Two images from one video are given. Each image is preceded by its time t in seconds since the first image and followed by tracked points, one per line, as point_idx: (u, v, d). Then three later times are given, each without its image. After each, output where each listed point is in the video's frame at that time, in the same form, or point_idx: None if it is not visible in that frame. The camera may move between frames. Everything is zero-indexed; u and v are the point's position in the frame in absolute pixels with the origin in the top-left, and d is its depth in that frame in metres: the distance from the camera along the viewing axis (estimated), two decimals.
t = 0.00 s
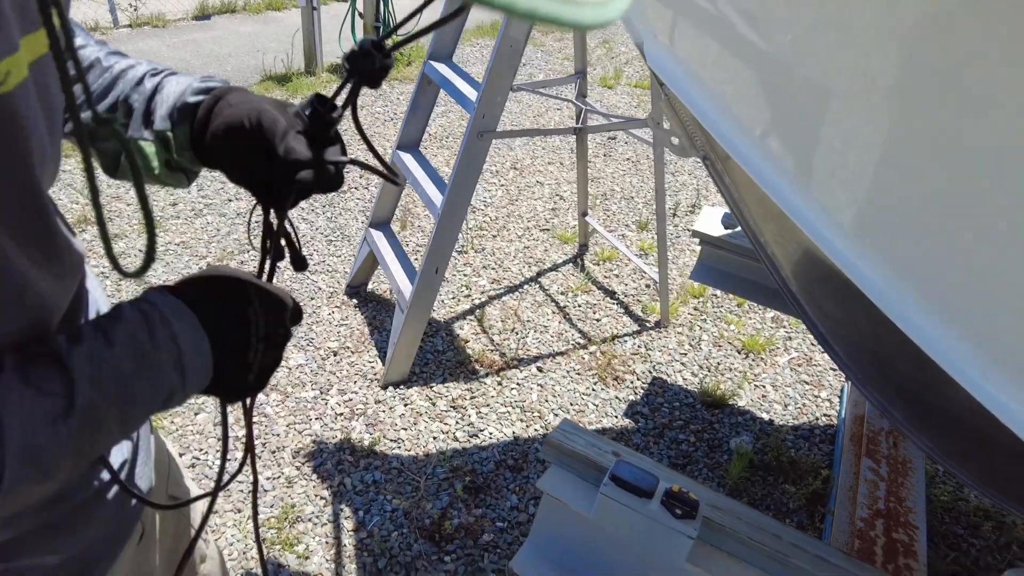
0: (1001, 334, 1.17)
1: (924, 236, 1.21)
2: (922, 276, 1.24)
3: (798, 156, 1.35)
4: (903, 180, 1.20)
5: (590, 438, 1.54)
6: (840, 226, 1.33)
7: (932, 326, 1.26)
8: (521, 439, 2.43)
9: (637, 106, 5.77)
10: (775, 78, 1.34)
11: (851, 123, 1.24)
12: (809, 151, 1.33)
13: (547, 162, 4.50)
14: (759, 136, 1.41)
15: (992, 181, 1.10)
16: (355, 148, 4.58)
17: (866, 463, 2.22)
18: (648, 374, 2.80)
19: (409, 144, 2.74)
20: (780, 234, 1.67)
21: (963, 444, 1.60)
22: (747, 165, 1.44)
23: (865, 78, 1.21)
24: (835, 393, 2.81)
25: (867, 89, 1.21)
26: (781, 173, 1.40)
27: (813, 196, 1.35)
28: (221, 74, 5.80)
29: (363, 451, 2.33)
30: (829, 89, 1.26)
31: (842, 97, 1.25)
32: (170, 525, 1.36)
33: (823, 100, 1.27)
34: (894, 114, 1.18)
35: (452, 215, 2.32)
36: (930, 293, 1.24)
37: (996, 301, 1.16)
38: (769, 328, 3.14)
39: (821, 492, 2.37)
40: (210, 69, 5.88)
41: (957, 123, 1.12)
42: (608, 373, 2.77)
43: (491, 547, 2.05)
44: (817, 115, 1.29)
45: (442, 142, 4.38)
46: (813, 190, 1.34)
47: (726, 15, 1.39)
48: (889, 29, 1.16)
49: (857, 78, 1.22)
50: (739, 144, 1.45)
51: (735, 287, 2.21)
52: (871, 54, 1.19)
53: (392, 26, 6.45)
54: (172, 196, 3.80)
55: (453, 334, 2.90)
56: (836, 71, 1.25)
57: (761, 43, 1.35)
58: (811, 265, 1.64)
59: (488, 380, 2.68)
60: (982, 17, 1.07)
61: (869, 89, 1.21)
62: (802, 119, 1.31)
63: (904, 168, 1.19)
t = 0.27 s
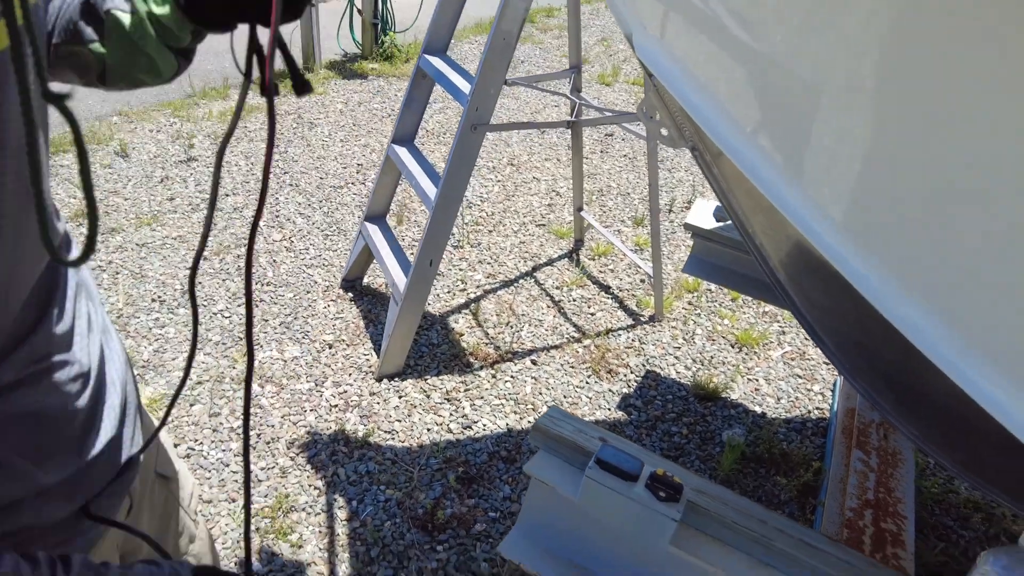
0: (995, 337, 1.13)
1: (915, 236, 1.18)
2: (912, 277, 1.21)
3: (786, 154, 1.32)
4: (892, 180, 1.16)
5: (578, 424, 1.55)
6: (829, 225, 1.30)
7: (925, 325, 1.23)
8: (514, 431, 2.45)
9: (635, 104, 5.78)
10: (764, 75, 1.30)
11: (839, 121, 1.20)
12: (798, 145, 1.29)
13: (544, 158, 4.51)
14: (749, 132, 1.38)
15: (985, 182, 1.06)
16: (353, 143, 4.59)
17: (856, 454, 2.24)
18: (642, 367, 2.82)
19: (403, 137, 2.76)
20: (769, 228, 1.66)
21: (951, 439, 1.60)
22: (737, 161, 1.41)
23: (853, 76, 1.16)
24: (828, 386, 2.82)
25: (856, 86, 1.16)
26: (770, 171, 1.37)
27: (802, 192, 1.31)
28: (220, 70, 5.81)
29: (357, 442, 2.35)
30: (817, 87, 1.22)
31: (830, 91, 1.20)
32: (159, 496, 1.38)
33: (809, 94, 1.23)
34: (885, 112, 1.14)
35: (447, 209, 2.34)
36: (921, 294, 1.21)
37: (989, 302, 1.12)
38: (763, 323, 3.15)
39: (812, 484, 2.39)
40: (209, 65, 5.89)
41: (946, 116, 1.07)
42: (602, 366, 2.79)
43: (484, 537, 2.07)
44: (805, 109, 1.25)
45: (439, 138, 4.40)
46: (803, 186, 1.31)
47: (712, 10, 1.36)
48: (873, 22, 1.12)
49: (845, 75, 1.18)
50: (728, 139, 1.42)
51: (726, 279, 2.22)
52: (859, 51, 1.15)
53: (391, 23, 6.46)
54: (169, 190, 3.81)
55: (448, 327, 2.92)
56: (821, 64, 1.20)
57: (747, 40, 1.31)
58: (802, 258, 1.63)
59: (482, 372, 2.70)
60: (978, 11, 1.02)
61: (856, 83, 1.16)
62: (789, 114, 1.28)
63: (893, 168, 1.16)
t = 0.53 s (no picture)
0: (980, 337, 1.14)
1: (903, 236, 1.18)
2: (900, 278, 1.21)
3: (777, 153, 1.32)
4: (883, 179, 1.17)
5: (569, 419, 1.57)
6: (818, 224, 1.30)
7: (912, 326, 1.24)
8: (510, 428, 2.47)
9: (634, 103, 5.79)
10: (756, 75, 1.31)
11: (832, 124, 1.21)
12: (790, 148, 1.29)
13: (543, 158, 4.53)
14: (742, 134, 1.38)
15: (975, 182, 1.07)
16: (353, 143, 4.61)
17: (849, 452, 2.25)
18: (638, 365, 2.84)
19: (402, 137, 2.78)
20: (761, 229, 1.67)
21: (941, 437, 1.60)
22: (730, 163, 1.40)
23: (847, 75, 1.17)
24: (823, 385, 2.84)
25: (850, 86, 1.17)
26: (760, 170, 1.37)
27: (795, 195, 1.32)
28: (221, 70, 5.83)
29: (354, 439, 2.37)
30: (810, 86, 1.23)
31: (824, 93, 1.21)
32: (160, 482, 1.38)
33: (803, 97, 1.24)
34: (880, 114, 1.14)
35: (444, 207, 2.36)
36: (907, 295, 1.22)
37: (975, 303, 1.13)
38: (759, 322, 3.17)
39: (806, 482, 2.40)
40: (210, 64, 5.92)
41: (937, 120, 1.09)
42: (598, 365, 2.81)
43: (479, 533, 2.09)
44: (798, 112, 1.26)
45: (439, 137, 4.42)
46: (795, 188, 1.31)
47: (706, 12, 1.37)
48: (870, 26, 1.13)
49: (839, 74, 1.18)
50: (721, 141, 1.41)
51: (720, 278, 2.24)
52: (854, 50, 1.16)
53: (392, 23, 6.48)
54: (170, 189, 3.84)
55: (446, 326, 2.94)
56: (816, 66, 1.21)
57: (743, 43, 1.32)
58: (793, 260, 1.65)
59: (479, 370, 2.71)
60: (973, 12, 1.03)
61: (850, 87, 1.17)
62: (782, 116, 1.29)
63: (883, 169, 1.16)
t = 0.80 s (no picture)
0: (969, 340, 1.15)
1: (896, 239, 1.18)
2: (891, 280, 1.21)
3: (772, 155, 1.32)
4: (876, 182, 1.16)
5: (567, 420, 1.60)
6: (812, 227, 1.30)
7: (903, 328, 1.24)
8: (512, 428, 2.50)
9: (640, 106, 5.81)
10: (753, 78, 1.31)
11: (827, 129, 1.21)
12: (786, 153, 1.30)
13: (548, 160, 4.55)
14: (739, 139, 1.38)
15: (967, 188, 1.07)
16: (360, 144, 4.65)
17: (848, 455, 2.27)
18: (640, 367, 2.86)
19: (407, 139, 2.81)
20: (759, 233, 1.70)
21: (936, 438, 1.62)
22: (727, 167, 1.41)
23: (841, 78, 1.17)
24: (824, 388, 2.85)
25: (844, 89, 1.17)
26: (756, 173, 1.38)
27: (790, 199, 1.32)
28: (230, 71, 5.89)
29: (358, 437, 2.40)
30: (806, 89, 1.23)
31: (820, 99, 1.21)
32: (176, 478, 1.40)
33: (798, 102, 1.24)
34: (875, 120, 1.14)
35: (447, 209, 2.39)
36: (899, 300, 1.22)
37: (966, 305, 1.13)
38: (761, 325, 3.19)
39: (806, 484, 2.42)
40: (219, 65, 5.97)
41: (930, 125, 1.09)
42: (600, 366, 2.83)
43: (480, 531, 2.12)
44: (793, 117, 1.26)
45: (445, 139, 4.46)
46: (790, 193, 1.32)
47: (705, 16, 1.38)
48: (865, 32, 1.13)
49: (834, 77, 1.19)
50: (718, 145, 1.43)
51: (721, 281, 2.27)
52: (850, 53, 1.16)
53: (399, 25, 6.52)
54: (178, 189, 3.88)
55: (449, 326, 2.96)
56: (813, 71, 1.21)
57: (741, 48, 1.32)
58: (790, 264, 1.66)
59: (482, 371, 2.74)
60: (970, 16, 1.03)
61: (844, 92, 1.17)
62: (778, 121, 1.29)
63: (877, 174, 1.16)
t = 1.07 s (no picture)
0: (977, 344, 1.14)
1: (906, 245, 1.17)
2: (900, 284, 1.20)
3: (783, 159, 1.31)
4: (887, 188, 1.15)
5: (577, 421, 1.60)
6: (821, 231, 1.29)
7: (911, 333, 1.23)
8: (524, 430, 2.51)
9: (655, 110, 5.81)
10: (764, 82, 1.29)
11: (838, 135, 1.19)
12: (796, 158, 1.28)
13: (562, 163, 4.57)
14: (750, 143, 1.37)
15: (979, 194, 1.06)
16: (375, 148, 4.69)
17: (862, 460, 2.26)
18: (652, 370, 2.86)
19: (422, 142, 2.83)
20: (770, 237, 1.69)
21: (946, 444, 1.61)
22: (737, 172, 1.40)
23: (853, 83, 1.15)
24: (839, 393, 2.83)
25: (857, 93, 1.15)
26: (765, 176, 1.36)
27: (800, 205, 1.30)
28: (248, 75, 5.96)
29: (371, 437, 2.42)
30: (817, 93, 1.20)
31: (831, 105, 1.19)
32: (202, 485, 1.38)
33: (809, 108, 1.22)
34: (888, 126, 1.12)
35: (460, 212, 2.40)
36: (909, 304, 1.21)
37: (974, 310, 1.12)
38: (775, 329, 3.17)
39: (818, 489, 2.41)
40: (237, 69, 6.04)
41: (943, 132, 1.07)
42: (613, 369, 2.83)
43: (491, 532, 2.13)
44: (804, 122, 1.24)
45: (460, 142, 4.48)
46: (799, 198, 1.30)
47: (715, 20, 1.36)
48: (878, 37, 1.11)
49: (845, 83, 1.16)
50: (728, 150, 1.41)
51: (733, 284, 2.26)
52: (864, 58, 1.13)
53: (415, 29, 6.56)
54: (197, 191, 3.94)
55: (462, 328, 2.98)
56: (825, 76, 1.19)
57: (752, 52, 1.30)
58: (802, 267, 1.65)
59: (495, 373, 2.75)
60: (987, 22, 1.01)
61: (857, 98, 1.15)
62: (788, 126, 1.27)
63: (888, 180, 1.15)
